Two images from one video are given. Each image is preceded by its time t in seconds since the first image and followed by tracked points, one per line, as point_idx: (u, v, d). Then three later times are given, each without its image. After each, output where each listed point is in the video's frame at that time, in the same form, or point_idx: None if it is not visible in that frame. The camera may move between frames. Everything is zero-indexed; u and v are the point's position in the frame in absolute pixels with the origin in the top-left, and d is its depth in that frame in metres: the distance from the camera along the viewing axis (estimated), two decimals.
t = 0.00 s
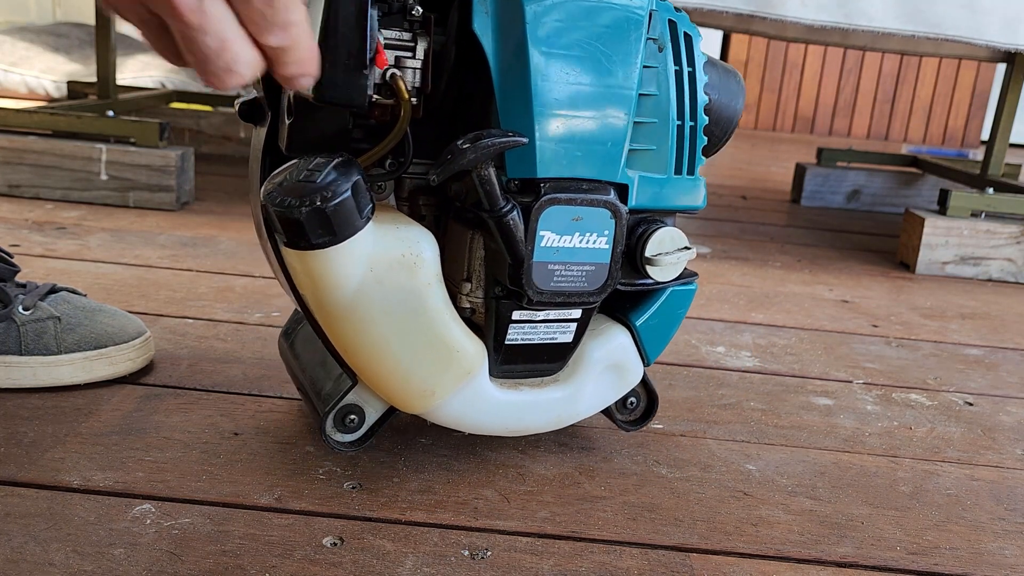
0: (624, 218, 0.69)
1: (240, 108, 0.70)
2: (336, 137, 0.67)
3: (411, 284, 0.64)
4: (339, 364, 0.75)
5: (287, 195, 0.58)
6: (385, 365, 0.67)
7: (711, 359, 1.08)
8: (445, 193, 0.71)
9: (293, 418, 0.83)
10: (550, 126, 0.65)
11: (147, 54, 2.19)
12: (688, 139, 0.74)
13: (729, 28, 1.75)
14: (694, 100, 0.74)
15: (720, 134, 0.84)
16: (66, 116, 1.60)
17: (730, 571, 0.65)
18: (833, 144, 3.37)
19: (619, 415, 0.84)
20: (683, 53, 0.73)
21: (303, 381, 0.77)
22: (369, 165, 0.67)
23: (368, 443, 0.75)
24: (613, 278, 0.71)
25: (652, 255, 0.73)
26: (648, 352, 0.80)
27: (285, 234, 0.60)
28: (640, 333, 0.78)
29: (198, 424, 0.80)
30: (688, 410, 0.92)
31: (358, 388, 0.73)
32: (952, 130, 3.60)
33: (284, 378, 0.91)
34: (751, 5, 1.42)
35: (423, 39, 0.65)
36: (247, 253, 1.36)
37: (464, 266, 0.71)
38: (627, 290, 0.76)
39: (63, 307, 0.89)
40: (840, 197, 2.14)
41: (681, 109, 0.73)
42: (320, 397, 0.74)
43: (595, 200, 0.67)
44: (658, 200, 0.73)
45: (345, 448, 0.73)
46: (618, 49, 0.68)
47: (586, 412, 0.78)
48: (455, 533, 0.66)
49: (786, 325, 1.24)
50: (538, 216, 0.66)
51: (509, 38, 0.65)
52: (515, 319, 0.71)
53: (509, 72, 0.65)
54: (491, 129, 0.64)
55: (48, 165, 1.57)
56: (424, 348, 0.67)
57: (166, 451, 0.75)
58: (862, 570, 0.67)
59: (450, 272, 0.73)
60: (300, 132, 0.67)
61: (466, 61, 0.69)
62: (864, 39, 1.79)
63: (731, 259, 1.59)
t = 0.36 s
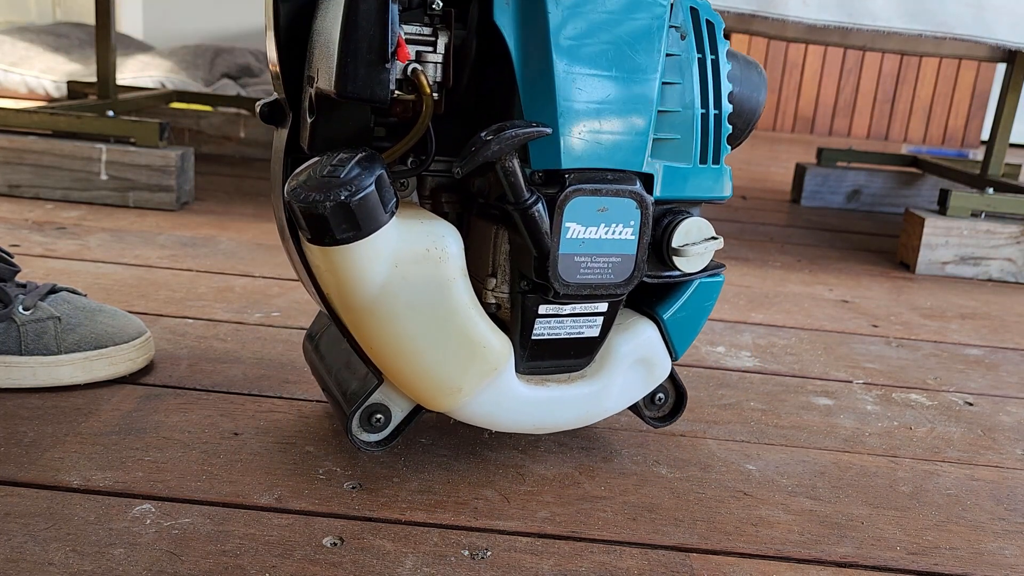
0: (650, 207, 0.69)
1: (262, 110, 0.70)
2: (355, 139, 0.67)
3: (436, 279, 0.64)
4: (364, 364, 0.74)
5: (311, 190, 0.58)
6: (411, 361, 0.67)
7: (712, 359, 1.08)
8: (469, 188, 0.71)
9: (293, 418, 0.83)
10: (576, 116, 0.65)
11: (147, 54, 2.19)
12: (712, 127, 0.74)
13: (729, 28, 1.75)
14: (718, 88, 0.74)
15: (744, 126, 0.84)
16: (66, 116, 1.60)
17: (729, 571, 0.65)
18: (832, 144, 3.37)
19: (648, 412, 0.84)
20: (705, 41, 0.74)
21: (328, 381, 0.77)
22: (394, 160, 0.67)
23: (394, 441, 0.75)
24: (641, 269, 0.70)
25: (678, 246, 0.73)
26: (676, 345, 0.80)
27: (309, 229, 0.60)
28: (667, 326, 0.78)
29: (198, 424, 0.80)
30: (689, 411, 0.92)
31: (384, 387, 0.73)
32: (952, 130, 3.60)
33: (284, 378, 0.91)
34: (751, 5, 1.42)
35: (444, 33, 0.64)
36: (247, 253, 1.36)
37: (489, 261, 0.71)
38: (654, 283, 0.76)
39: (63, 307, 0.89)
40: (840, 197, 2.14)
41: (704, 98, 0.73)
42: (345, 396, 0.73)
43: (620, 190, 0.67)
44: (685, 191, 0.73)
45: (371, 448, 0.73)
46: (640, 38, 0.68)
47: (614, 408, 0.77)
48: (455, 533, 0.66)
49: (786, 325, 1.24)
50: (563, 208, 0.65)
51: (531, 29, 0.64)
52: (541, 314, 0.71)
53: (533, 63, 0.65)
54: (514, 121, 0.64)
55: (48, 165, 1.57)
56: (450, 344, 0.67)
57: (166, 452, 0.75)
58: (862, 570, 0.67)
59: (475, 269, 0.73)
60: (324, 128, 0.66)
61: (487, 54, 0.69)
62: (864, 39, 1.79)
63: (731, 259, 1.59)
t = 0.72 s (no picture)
0: (646, 208, 0.69)
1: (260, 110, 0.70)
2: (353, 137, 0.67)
3: (430, 279, 0.64)
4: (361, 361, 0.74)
5: (305, 192, 0.58)
6: (409, 362, 0.67)
7: (712, 359, 1.08)
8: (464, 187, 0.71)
9: (292, 418, 0.83)
10: (569, 116, 0.65)
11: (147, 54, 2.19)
12: (709, 126, 0.74)
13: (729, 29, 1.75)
14: (715, 87, 0.74)
15: (744, 122, 0.84)
16: (66, 116, 1.60)
17: (729, 571, 0.65)
18: (833, 144, 3.37)
19: (646, 409, 0.83)
20: (702, 39, 0.73)
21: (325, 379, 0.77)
22: (389, 161, 0.67)
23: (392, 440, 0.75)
24: (636, 269, 0.70)
25: (674, 245, 0.73)
26: (672, 344, 0.79)
27: (303, 231, 0.59)
28: (664, 325, 0.78)
29: (198, 424, 0.80)
30: (688, 410, 0.92)
31: (381, 385, 0.73)
32: (952, 130, 3.60)
33: (284, 378, 0.91)
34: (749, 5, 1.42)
35: (439, 32, 0.64)
36: (246, 253, 1.36)
37: (485, 260, 0.71)
38: (650, 282, 0.76)
39: (63, 307, 0.89)
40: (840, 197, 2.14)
41: (702, 97, 0.73)
42: (343, 394, 0.73)
43: (616, 189, 0.67)
44: (681, 190, 0.73)
45: (368, 446, 0.73)
46: (636, 37, 0.67)
47: (611, 407, 0.77)
48: (455, 533, 0.66)
49: (786, 325, 1.24)
50: (558, 208, 0.66)
51: (526, 29, 0.65)
52: (536, 314, 0.71)
53: (526, 62, 0.65)
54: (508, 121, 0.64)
55: (48, 165, 1.57)
56: (445, 344, 0.67)
57: (166, 451, 0.74)
58: (862, 570, 0.67)
59: (470, 268, 0.73)
60: (320, 127, 0.66)
61: (483, 53, 0.69)
62: (863, 39, 1.79)
63: (731, 259, 1.59)
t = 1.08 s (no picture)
0: (636, 213, 0.69)
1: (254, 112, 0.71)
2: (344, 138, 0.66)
3: (418, 283, 0.64)
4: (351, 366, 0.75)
5: (289, 196, 0.58)
6: (396, 366, 0.67)
7: (711, 359, 1.08)
8: (457, 191, 0.72)
9: (292, 418, 0.83)
10: (558, 119, 0.65)
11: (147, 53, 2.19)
12: (703, 130, 0.74)
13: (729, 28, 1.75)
14: (709, 90, 0.74)
15: (744, 128, 0.84)
16: (66, 116, 1.60)
17: (729, 571, 0.65)
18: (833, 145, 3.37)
19: (640, 417, 0.83)
20: (696, 43, 0.74)
21: (316, 383, 0.77)
22: (379, 164, 0.67)
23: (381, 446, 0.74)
24: (627, 274, 0.70)
25: (667, 250, 0.73)
26: (666, 351, 0.79)
27: (288, 234, 0.60)
28: (657, 331, 0.78)
29: (198, 424, 0.80)
30: (688, 411, 0.92)
31: (369, 390, 0.73)
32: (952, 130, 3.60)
33: (283, 378, 0.91)
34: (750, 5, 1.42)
35: (429, 35, 0.64)
36: (246, 253, 1.36)
37: (475, 264, 0.71)
38: (643, 287, 0.76)
39: (63, 307, 0.89)
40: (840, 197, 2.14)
41: (695, 101, 0.73)
42: (333, 399, 0.74)
43: (606, 195, 0.67)
44: (673, 194, 0.73)
45: (357, 451, 0.73)
46: (627, 40, 0.67)
47: (603, 413, 0.77)
48: (454, 533, 0.66)
49: (786, 325, 1.24)
50: (547, 212, 0.66)
51: (517, 33, 0.64)
52: (527, 319, 0.71)
53: (516, 67, 0.65)
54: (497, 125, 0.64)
55: (48, 165, 1.57)
56: (433, 349, 0.67)
57: (166, 452, 0.74)
58: (862, 570, 0.67)
59: (462, 272, 0.73)
60: (310, 130, 0.66)
61: (474, 57, 0.68)
62: (864, 39, 1.79)
63: (730, 259, 1.59)
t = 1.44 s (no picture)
0: (637, 226, 0.69)
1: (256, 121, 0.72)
2: (343, 150, 0.66)
3: (417, 297, 0.64)
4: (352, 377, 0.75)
5: (288, 211, 0.58)
6: (396, 379, 0.67)
7: (711, 359, 1.08)
8: (457, 202, 0.72)
9: (293, 418, 0.83)
10: (557, 132, 0.65)
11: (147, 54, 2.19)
12: (703, 142, 0.74)
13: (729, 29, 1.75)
14: (710, 102, 0.74)
15: (749, 135, 0.84)
16: (66, 116, 1.60)
17: (730, 571, 0.65)
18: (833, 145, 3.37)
19: (641, 427, 0.82)
20: (697, 55, 0.73)
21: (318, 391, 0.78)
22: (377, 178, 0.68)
23: (382, 458, 0.75)
24: (627, 287, 0.70)
25: (667, 263, 0.73)
26: (667, 362, 0.80)
27: (286, 249, 0.60)
28: (658, 342, 0.78)
29: (198, 425, 0.80)
30: (688, 411, 0.92)
31: (370, 402, 0.73)
32: (952, 130, 3.61)
33: (284, 378, 0.91)
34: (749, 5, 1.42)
35: (429, 47, 0.65)
36: (246, 253, 1.36)
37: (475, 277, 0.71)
38: (643, 299, 0.75)
39: (63, 307, 0.89)
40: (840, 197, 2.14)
41: (696, 113, 0.73)
42: (335, 410, 0.74)
43: (605, 208, 0.67)
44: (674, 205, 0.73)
45: (358, 462, 0.73)
46: (627, 52, 0.67)
47: (603, 424, 0.77)
48: (455, 533, 0.66)
49: (786, 325, 1.24)
50: (546, 225, 0.66)
51: (514, 45, 0.64)
52: (527, 332, 0.71)
53: (515, 80, 0.64)
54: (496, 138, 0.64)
55: (48, 165, 1.57)
56: (433, 362, 0.67)
57: (166, 452, 0.75)
58: (862, 570, 0.67)
59: (463, 284, 0.73)
60: (310, 144, 0.66)
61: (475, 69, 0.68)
62: (863, 39, 1.78)
63: (730, 259, 1.60)
